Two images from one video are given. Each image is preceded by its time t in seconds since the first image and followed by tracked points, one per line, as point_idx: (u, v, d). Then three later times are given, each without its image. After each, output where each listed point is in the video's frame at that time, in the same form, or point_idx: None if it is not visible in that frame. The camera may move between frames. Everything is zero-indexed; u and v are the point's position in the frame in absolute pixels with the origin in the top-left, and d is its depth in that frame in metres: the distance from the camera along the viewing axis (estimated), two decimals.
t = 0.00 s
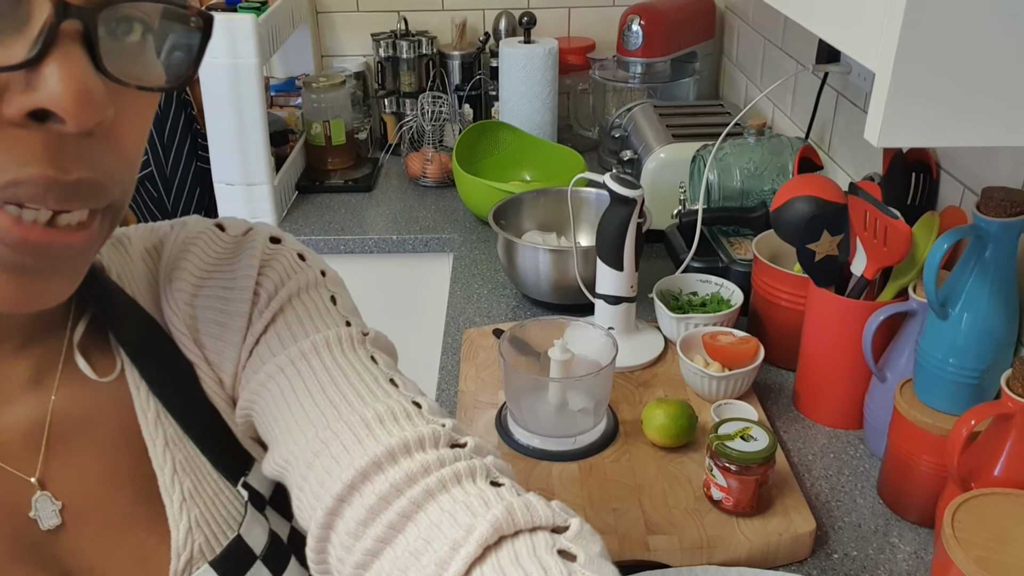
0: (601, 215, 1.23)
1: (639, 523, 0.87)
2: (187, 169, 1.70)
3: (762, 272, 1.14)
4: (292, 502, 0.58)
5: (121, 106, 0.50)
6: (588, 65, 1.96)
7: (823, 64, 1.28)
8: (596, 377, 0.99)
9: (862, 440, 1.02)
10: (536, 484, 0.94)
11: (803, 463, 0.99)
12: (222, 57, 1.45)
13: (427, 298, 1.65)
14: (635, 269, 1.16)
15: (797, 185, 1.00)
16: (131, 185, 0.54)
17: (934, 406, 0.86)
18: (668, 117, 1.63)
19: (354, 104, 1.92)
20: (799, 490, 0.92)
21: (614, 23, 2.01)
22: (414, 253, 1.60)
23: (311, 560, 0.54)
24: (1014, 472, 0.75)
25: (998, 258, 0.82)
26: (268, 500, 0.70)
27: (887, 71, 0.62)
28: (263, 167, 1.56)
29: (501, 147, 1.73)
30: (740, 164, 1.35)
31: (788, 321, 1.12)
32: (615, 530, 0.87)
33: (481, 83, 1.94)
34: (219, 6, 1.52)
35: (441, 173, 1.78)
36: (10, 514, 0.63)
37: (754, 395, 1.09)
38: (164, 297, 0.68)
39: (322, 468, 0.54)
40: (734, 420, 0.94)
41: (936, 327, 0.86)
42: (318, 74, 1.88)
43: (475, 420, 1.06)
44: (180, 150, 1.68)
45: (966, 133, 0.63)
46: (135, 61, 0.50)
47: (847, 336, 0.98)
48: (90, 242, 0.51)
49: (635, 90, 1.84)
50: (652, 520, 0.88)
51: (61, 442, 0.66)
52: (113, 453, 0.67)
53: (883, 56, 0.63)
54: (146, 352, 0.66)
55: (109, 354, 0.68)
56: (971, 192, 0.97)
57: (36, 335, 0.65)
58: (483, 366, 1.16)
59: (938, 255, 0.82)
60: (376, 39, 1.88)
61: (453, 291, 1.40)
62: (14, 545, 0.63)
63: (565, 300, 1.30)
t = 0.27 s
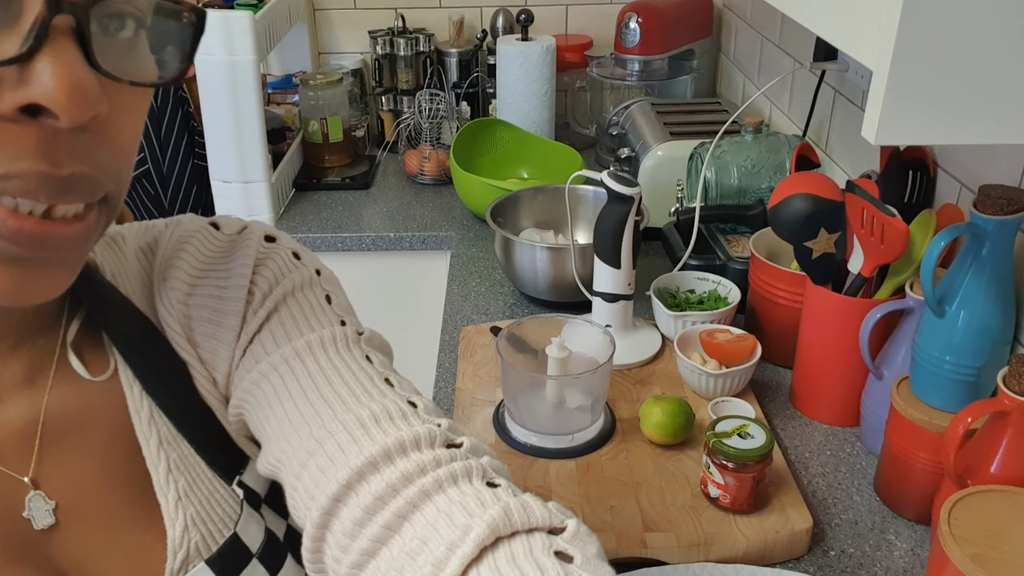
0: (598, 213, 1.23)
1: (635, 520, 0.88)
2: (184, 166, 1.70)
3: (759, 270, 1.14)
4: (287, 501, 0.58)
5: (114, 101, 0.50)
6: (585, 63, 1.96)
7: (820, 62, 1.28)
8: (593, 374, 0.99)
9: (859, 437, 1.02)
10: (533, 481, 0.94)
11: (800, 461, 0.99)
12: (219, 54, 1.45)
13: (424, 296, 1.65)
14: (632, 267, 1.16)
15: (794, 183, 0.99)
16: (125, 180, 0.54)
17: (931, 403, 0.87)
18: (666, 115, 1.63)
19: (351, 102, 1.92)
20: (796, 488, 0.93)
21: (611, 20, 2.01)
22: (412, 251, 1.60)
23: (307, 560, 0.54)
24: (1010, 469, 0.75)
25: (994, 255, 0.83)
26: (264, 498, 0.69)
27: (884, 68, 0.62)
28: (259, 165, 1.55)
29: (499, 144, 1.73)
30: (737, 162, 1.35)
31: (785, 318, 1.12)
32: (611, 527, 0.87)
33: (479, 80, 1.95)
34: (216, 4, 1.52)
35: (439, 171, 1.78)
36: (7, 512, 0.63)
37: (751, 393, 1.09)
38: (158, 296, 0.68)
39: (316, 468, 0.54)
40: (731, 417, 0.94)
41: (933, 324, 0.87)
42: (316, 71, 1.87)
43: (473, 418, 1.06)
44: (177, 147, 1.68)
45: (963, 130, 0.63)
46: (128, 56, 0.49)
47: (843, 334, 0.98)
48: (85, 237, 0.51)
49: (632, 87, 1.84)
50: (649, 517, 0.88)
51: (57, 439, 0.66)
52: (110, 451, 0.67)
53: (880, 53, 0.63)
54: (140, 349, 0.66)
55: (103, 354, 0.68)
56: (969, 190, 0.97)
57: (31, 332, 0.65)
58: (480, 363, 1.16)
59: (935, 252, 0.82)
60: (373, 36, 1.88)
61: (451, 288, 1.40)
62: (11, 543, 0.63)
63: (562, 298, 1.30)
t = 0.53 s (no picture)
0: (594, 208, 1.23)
1: (631, 515, 0.88)
2: (179, 161, 1.69)
3: (755, 265, 1.14)
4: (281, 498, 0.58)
5: (105, 95, 0.49)
6: (582, 57, 1.95)
7: (816, 56, 1.28)
8: (589, 369, 0.99)
9: (854, 431, 1.03)
10: (529, 476, 0.94)
11: (795, 455, 0.99)
12: (213, 48, 1.44)
13: (420, 291, 1.65)
14: (628, 261, 1.16)
15: (791, 177, 0.99)
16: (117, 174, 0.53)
17: (925, 397, 0.87)
18: (662, 109, 1.63)
19: (347, 96, 1.91)
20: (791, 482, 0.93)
21: (607, 14, 2.01)
22: (407, 246, 1.60)
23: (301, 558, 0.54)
24: (1004, 463, 0.76)
25: (988, 250, 0.83)
26: (257, 495, 0.69)
27: (880, 63, 0.62)
28: (254, 159, 1.55)
29: (494, 139, 1.73)
30: (733, 157, 1.35)
31: (780, 313, 1.12)
32: (607, 522, 0.87)
33: (475, 75, 1.94)
34: None
35: (434, 165, 1.78)
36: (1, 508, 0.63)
37: (746, 387, 1.09)
38: (150, 293, 0.67)
39: (311, 465, 0.54)
40: (726, 412, 0.94)
41: (928, 319, 0.87)
42: (311, 65, 1.87)
43: (468, 413, 1.06)
44: (172, 142, 1.67)
45: (959, 124, 0.63)
46: (119, 49, 0.49)
47: (838, 329, 0.98)
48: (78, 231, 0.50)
49: (628, 82, 1.84)
50: (645, 512, 0.88)
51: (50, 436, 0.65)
52: (103, 447, 0.66)
53: (876, 49, 0.62)
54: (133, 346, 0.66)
55: (95, 351, 0.67)
56: (963, 184, 0.97)
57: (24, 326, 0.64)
58: (476, 358, 1.16)
59: (930, 247, 0.82)
60: (368, 30, 1.88)
61: (447, 283, 1.40)
62: (6, 538, 0.63)
63: (558, 293, 1.30)
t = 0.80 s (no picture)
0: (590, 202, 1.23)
1: (626, 509, 0.88)
2: (173, 154, 1.68)
3: (750, 259, 1.14)
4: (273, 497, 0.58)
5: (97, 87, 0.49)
6: (577, 51, 1.97)
7: (812, 50, 1.28)
8: (585, 363, 0.99)
9: (849, 425, 1.03)
10: (525, 470, 0.94)
11: (791, 449, 0.99)
12: (208, 41, 1.43)
13: (415, 286, 1.65)
14: (624, 256, 1.16)
15: (787, 171, 1.00)
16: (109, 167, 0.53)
17: (921, 392, 0.87)
18: (658, 103, 1.63)
19: (342, 90, 1.91)
20: (786, 476, 0.93)
21: (604, 8, 2.01)
22: (403, 240, 1.60)
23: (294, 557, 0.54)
24: (998, 456, 0.76)
25: (984, 244, 0.83)
26: (250, 492, 0.69)
27: (878, 56, 0.62)
28: (249, 153, 1.54)
29: (490, 133, 1.72)
30: (729, 151, 1.35)
31: (776, 307, 1.12)
32: (603, 516, 0.87)
33: (471, 68, 1.93)
34: None
35: (430, 159, 1.77)
36: None
37: (742, 382, 1.10)
38: (140, 289, 0.67)
39: (304, 464, 0.54)
40: (721, 406, 0.94)
41: (923, 313, 0.87)
42: (306, 58, 1.86)
43: (464, 407, 1.06)
44: (166, 135, 1.66)
45: (956, 118, 0.63)
46: (109, 41, 0.48)
47: (834, 323, 0.98)
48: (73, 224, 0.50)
49: (624, 76, 1.84)
50: (640, 506, 0.88)
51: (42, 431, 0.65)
52: (94, 444, 0.66)
53: (873, 43, 0.62)
54: (125, 342, 0.65)
55: (84, 346, 0.66)
56: (959, 178, 0.97)
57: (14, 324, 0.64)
58: (472, 352, 1.16)
59: (926, 242, 0.82)
60: (364, 23, 1.87)
61: (443, 278, 1.40)
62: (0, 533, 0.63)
63: (554, 287, 1.30)
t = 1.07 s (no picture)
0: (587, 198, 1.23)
1: (624, 506, 0.88)
2: (170, 151, 1.68)
3: (748, 256, 1.14)
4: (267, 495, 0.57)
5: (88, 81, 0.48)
6: (575, 47, 1.97)
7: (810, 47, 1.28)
8: (583, 360, 0.99)
9: (846, 421, 1.03)
10: (522, 467, 0.94)
11: (788, 445, 0.99)
12: (205, 36, 1.43)
13: (412, 283, 1.65)
14: (622, 252, 1.16)
15: (783, 168, 1.00)
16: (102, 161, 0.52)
17: (919, 388, 0.87)
18: (655, 100, 1.63)
19: (339, 86, 1.91)
20: (783, 472, 0.93)
21: (601, 4, 2.01)
22: (400, 237, 1.59)
23: (289, 555, 0.54)
24: (995, 453, 0.76)
25: (981, 241, 0.83)
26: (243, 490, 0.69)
27: (876, 52, 0.62)
28: (246, 149, 1.54)
29: (487, 130, 1.72)
30: (726, 148, 1.35)
31: (773, 304, 1.13)
32: (601, 512, 0.87)
33: (468, 65, 1.93)
34: None
35: (428, 156, 1.77)
36: None
37: (739, 378, 1.10)
38: (132, 287, 0.67)
39: (298, 462, 0.54)
40: (719, 402, 0.94)
41: (920, 310, 0.87)
42: (303, 54, 1.86)
43: (462, 404, 1.06)
44: (163, 132, 1.66)
45: (953, 115, 0.63)
46: (99, 35, 0.47)
47: (831, 320, 0.98)
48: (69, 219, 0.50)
49: (622, 72, 1.84)
50: (638, 503, 0.88)
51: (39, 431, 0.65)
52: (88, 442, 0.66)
53: (871, 40, 0.62)
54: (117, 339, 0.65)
55: (76, 346, 0.66)
56: (957, 175, 0.97)
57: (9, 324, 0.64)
58: (470, 349, 1.16)
59: (923, 238, 0.82)
60: (361, 19, 1.87)
61: (440, 274, 1.40)
62: None
63: (551, 284, 1.30)
